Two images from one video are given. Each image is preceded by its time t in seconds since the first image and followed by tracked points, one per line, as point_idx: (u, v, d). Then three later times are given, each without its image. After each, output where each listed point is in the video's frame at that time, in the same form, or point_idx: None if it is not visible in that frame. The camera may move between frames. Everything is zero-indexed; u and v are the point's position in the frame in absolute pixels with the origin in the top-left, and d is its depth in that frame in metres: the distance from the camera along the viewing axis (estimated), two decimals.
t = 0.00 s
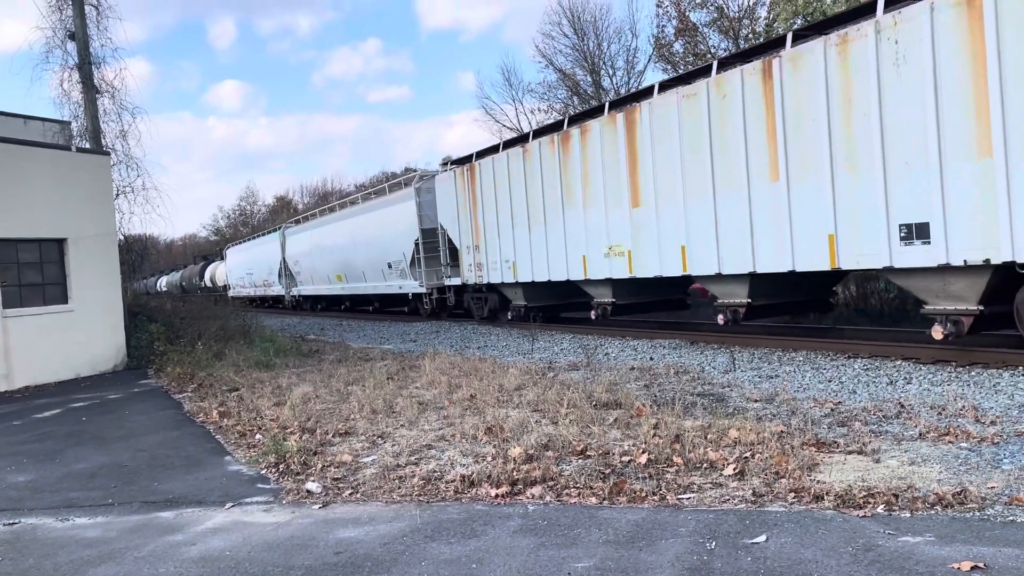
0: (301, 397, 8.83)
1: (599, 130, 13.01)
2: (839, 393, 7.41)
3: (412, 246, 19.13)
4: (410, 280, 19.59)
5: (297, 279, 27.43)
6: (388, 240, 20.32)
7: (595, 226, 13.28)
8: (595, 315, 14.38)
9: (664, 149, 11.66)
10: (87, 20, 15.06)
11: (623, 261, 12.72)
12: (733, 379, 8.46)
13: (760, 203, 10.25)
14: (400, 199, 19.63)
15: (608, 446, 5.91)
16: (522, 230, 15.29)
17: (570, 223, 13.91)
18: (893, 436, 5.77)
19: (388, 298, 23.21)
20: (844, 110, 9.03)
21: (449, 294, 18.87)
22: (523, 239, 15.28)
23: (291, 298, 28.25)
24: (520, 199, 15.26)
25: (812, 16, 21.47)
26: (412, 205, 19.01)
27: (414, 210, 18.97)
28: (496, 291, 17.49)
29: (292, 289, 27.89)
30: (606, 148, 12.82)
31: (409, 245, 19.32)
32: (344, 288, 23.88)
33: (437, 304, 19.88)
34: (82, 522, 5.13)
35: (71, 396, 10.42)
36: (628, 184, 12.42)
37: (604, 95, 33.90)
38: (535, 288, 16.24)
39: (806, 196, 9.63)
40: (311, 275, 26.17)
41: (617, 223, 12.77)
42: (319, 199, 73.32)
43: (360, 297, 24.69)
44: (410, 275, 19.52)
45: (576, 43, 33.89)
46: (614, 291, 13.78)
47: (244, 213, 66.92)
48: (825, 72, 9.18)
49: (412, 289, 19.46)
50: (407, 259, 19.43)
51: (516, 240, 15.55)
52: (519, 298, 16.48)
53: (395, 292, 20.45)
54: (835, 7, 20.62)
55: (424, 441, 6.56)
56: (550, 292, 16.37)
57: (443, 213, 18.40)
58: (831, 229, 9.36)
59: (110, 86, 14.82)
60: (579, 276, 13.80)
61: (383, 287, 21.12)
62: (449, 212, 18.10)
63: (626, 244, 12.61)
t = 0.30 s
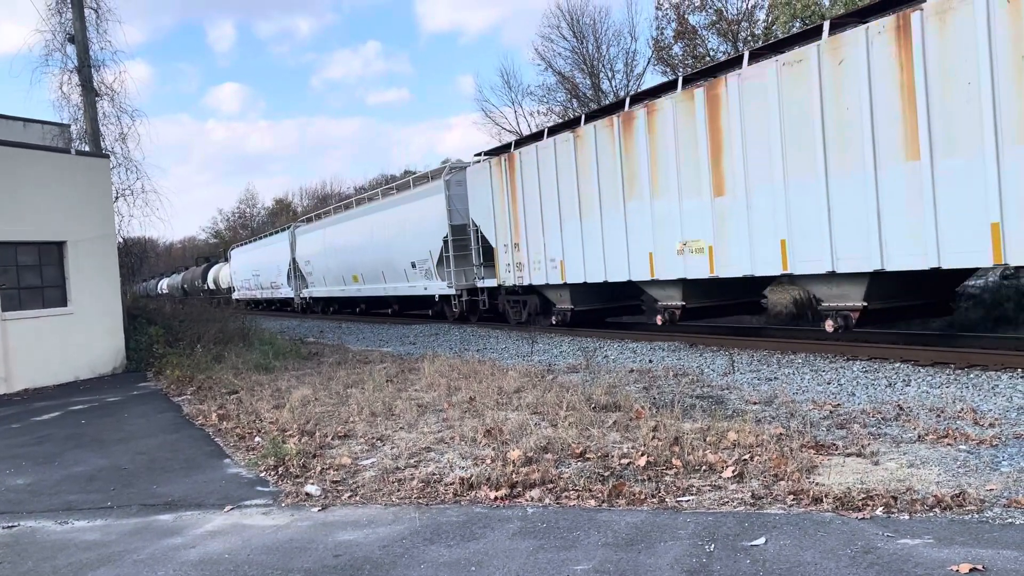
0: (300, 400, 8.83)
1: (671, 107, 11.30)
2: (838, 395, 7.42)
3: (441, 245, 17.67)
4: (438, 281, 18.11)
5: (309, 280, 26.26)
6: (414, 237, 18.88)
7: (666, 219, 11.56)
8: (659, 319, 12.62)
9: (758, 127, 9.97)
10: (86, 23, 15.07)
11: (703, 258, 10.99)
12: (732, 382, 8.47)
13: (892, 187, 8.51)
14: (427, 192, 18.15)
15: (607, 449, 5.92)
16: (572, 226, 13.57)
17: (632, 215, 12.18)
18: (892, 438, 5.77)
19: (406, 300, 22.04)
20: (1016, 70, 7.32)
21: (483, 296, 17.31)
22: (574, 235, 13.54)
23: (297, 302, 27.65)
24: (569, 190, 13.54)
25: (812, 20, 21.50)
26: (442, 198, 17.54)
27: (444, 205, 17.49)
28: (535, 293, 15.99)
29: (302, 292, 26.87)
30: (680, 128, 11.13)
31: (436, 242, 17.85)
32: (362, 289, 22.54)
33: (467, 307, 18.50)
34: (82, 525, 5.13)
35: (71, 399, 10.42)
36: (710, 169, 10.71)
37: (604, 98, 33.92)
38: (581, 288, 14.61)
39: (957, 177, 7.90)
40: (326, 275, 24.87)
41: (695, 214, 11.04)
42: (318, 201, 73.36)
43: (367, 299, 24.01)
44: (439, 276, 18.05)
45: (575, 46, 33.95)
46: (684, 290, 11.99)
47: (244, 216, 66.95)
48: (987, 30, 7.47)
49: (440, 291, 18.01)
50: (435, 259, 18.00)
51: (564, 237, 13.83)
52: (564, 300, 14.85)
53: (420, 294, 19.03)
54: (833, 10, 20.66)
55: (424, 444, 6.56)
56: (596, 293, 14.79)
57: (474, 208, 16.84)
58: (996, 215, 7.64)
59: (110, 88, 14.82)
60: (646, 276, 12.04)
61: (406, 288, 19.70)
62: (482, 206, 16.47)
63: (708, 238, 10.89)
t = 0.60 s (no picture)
0: (300, 403, 8.82)
1: (771, 76, 9.60)
2: (838, 398, 7.41)
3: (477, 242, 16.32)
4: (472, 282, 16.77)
5: (324, 280, 25.22)
6: (446, 233, 17.54)
7: (758, 208, 9.95)
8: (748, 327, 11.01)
9: (886, 98, 8.29)
10: (87, 26, 15.10)
11: (811, 255, 9.32)
12: (733, 385, 8.47)
13: None
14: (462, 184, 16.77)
15: (608, 452, 5.91)
16: (637, 218, 12.00)
17: (716, 205, 10.59)
18: (893, 442, 5.77)
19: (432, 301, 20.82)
20: None
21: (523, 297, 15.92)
22: (641, 228, 11.96)
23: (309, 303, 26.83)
24: (633, 178, 11.99)
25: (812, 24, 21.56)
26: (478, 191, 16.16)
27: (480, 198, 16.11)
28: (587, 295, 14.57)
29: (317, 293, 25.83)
30: (782, 102, 9.45)
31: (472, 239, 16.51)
32: (383, 290, 21.26)
33: (504, 309, 17.20)
34: (82, 528, 5.13)
35: (71, 402, 10.41)
36: (823, 148, 9.02)
37: (604, 101, 33.96)
38: (642, 290, 13.03)
39: None
40: (343, 275, 23.63)
41: (800, 202, 9.36)
42: (319, 204, 73.39)
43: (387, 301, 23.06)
44: (475, 276, 16.67)
45: (575, 49, 34.01)
46: (778, 290, 10.29)
47: (244, 218, 66.97)
48: None
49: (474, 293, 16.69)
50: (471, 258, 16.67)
51: (628, 230, 12.25)
52: (622, 303, 13.33)
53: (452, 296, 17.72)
54: (833, 13, 20.70)
55: (424, 447, 6.56)
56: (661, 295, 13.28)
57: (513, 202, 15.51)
58: None
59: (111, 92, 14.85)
60: (734, 274, 10.40)
61: (437, 290, 18.37)
62: (524, 199, 15.04)
63: (818, 231, 9.20)
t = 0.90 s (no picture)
0: (302, 404, 8.82)
1: (913, 29, 7.83)
2: (840, 400, 7.41)
3: (521, 239, 15.00)
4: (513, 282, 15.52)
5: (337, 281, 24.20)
6: (485, 230, 16.29)
7: (890, 193, 8.24)
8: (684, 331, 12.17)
9: None
10: (90, 28, 15.14)
11: (969, 246, 7.54)
12: (735, 387, 8.46)
13: None
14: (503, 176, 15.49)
15: (610, 454, 5.91)
16: (726, 204, 10.42)
17: (831, 187, 8.94)
18: (895, 444, 5.76)
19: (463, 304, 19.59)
20: None
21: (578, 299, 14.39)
22: (729, 216, 10.39)
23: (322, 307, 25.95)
24: (721, 158, 10.41)
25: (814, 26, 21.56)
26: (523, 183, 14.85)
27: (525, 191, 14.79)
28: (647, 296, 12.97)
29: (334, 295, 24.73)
30: (925, 60, 7.71)
31: (515, 237, 15.20)
32: (410, 291, 20.03)
33: (549, 312, 15.73)
34: (85, 529, 5.14)
35: (74, 403, 10.42)
36: (987, 111, 7.25)
37: (606, 103, 33.97)
38: (722, 290, 11.42)
39: None
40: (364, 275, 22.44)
41: (951, 184, 7.62)
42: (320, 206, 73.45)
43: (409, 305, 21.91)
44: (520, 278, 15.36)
45: (577, 51, 34.03)
46: (914, 292, 8.64)
47: (246, 220, 67.05)
48: None
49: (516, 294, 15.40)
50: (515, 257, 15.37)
51: (712, 218, 10.69)
52: (697, 305, 11.75)
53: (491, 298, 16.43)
54: (834, 16, 20.71)
55: (426, 449, 6.56)
56: (744, 296, 11.57)
57: (565, 194, 14.17)
58: None
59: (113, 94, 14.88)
60: (858, 271, 8.74)
61: (473, 291, 17.12)
62: (580, 188, 13.59)
63: (980, 217, 7.42)
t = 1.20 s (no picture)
0: (304, 405, 8.83)
1: None
2: (843, 402, 7.40)
3: (574, 234, 13.24)
4: (562, 282, 13.84)
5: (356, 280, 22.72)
6: (529, 222, 14.54)
7: None
8: (780, 337, 10.43)
9: None
10: (93, 29, 15.18)
11: None
12: (737, 388, 8.45)
13: None
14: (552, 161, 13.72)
15: (612, 455, 5.91)
16: (845, 186, 8.69)
17: (997, 162, 7.18)
18: (898, 445, 5.75)
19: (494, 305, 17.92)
20: None
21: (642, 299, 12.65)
22: (851, 199, 8.64)
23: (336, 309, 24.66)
24: (842, 131, 8.63)
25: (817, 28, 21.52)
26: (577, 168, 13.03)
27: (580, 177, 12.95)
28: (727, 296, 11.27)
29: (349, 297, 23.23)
30: None
31: (567, 231, 13.42)
32: (437, 290, 18.36)
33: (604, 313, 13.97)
34: (87, 530, 5.14)
35: (77, 404, 10.44)
36: None
37: (608, 104, 33.99)
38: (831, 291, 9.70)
39: None
40: (383, 273, 20.86)
41: None
42: (323, 207, 73.55)
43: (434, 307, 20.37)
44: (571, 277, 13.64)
45: (580, 52, 34.04)
46: None
47: (249, 221, 67.15)
48: None
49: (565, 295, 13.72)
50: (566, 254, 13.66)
51: (826, 203, 8.95)
52: (797, 308, 10.05)
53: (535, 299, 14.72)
54: (838, 17, 20.69)
55: (428, 450, 6.56)
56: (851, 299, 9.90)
57: (627, 180, 12.46)
58: None
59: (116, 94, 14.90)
60: None
61: (514, 291, 15.42)
62: (650, 169, 11.80)
63: None
